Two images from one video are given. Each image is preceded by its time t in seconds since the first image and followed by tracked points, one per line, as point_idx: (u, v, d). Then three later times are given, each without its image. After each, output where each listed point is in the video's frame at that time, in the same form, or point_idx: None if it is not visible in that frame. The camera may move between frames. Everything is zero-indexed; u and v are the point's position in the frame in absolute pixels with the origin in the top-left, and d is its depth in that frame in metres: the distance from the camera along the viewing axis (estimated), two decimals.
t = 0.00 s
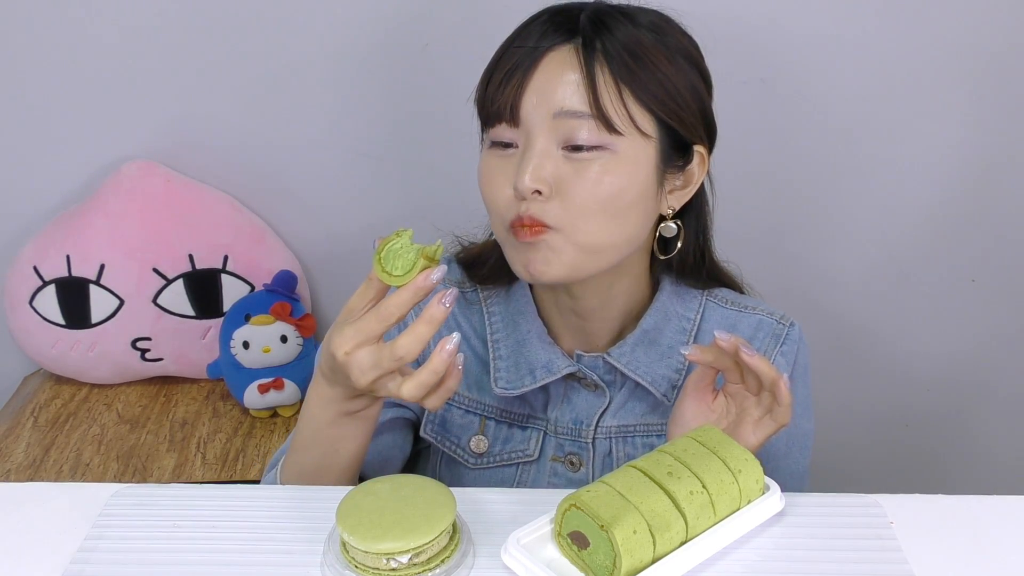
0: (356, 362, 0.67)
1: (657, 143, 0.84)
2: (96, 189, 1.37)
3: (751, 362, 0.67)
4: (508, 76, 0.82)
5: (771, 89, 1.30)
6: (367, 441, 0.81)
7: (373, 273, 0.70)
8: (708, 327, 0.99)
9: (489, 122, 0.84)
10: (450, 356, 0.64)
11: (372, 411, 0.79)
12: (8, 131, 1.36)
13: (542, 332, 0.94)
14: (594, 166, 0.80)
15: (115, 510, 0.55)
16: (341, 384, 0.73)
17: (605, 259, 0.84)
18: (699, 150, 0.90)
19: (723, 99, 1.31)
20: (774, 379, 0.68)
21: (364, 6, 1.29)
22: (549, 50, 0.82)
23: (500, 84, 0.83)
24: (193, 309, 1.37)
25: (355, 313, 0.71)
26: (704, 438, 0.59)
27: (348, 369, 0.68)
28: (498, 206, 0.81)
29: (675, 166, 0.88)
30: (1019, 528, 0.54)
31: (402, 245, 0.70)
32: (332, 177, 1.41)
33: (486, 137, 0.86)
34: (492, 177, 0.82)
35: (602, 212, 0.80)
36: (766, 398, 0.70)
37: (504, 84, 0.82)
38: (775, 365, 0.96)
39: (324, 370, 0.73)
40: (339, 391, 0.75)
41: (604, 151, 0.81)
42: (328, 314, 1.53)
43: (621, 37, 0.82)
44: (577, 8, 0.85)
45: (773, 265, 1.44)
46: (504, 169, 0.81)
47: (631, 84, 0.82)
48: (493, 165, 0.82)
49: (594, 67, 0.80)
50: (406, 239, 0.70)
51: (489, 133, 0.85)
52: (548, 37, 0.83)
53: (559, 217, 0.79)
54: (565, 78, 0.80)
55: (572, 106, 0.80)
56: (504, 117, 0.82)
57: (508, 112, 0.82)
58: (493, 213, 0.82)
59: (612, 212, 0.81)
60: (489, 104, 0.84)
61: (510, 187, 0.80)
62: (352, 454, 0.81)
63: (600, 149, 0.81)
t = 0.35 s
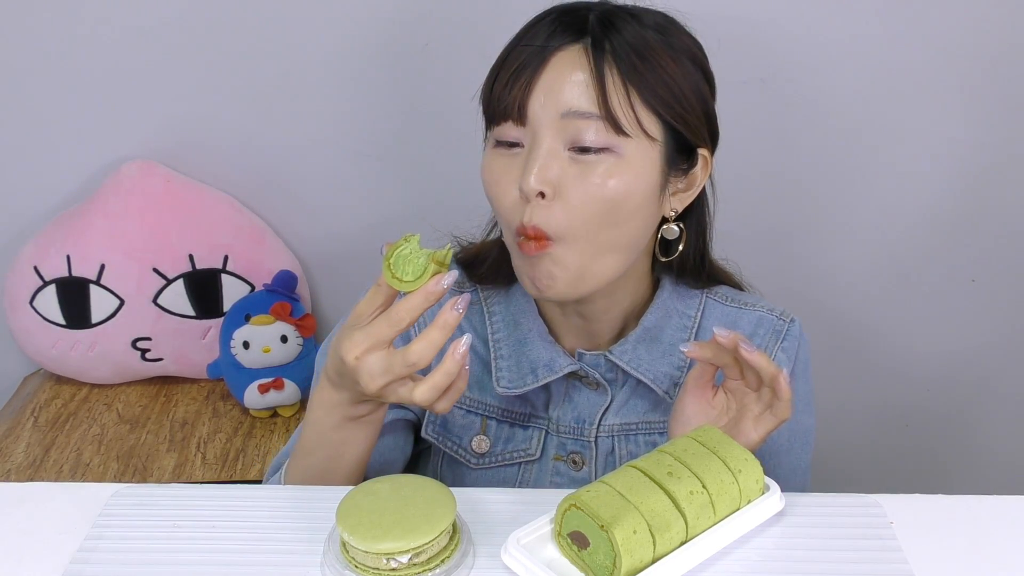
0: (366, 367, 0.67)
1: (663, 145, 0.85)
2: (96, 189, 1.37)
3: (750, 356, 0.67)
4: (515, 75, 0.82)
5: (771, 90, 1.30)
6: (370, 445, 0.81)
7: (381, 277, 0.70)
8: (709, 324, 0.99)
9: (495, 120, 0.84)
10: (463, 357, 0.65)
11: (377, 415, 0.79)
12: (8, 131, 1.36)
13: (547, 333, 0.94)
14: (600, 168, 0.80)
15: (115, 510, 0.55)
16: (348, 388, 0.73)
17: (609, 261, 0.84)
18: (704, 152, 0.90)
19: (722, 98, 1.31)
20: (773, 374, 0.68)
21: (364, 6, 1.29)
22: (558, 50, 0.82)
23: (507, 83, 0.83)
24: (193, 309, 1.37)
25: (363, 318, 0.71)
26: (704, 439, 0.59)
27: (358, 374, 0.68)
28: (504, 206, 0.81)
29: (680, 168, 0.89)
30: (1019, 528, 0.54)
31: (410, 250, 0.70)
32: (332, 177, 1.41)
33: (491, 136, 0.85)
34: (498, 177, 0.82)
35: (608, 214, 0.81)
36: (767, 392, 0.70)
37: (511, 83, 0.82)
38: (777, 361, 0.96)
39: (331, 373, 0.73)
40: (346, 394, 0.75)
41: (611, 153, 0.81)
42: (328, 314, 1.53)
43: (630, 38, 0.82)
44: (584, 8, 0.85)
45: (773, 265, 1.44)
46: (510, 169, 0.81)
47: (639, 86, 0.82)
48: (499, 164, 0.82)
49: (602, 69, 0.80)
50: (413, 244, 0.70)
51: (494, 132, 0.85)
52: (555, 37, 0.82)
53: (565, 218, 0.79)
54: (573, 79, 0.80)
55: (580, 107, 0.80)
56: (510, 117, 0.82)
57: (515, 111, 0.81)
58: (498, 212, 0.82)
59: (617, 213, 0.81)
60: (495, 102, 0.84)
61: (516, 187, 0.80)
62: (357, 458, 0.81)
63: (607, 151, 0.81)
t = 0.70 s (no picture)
0: (368, 367, 0.67)
1: (664, 149, 0.85)
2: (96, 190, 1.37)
3: (740, 355, 0.67)
4: (516, 80, 0.82)
5: (771, 89, 1.30)
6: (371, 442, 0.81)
7: (378, 278, 0.70)
8: (709, 322, 0.99)
9: (495, 124, 0.84)
10: (466, 352, 0.65)
11: (377, 412, 0.79)
12: (8, 131, 1.36)
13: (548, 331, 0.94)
14: (601, 173, 0.80)
15: (115, 509, 0.55)
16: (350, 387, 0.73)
17: (610, 265, 0.84)
18: (705, 154, 0.90)
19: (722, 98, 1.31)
20: (765, 373, 0.68)
21: (364, 6, 1.29)
22: (559, 55, 0.81)
23: (508, 87, 0.82)
24: (193, 309, 1.37)
25: (362, 317, 0.70)
26: (704, 438, 0.59)
27: (360, 373, 0.67)
28: (504, 211, 0.81)
29: (680, 171, 0.89)
30: (1019, 528, 0.54)
31: (406, 249, 0.70)
32: (332, 177, 1.41)
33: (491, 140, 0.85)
34: (499, 182, 0.82)
35: (609, 219, 0.81)
36: (759, 391, 0.70)
37: (512, 87, 0.82)
38: (777, 358, 0.96)
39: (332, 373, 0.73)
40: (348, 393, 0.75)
41: (612, 158, 0.81)
42: (328, 314, 1.53)
43: (631, 42, 0.82)
44: (584, 10, 0.85)
45: (773, 265, 1.44)
46: (511, 174, 0.81)
47: (640, 90, 0.82)
48: (499, 169, 0.82)
49: (603, 74, 0.80)
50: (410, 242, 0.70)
51: (495, 136, 0.85)
52: (556, 41, 0.82)
53: (566, 224, 0.80)
54: (574, 84, 0.80)
55: (581, 113, 0.80)
56: (511, 121, 0.82)
57: (516, 116, 0.81)
58: (499, 217, 0.82)
59: (618, 219, 0.81)
60: (496, 107, 0.83)
61: (517, 192, 0.80)
62: (359, 455, 0.81)
63: (608, 157, 0.81)
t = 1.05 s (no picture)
0: (369, 370, 0.67)
1: (665, 151, 0.85)
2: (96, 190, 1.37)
3: (739, 356, 0.67)
4: (516, 81, 0.82)
5: (771, 89, 1.30)
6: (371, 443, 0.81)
7: (375, 282, 0.69)
8: (708, 322, 0.99)
9: (496, 126, 0.84)
10: (466, 352, 0.65)
11: (378, 413, 0.79)
12: (8, 130, 1.36)
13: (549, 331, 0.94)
14: (601, 175, 0.80)
15: (115, 510, 0.55)
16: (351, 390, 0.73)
17: (610, 267, 0.84)
18: (706, 155, 0.90)
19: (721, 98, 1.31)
20: (764, 373, 0.68)
21: (364, 6, 1.29)
22: (559, 57, 0.81)
23: (508, 89, 0.82)
24: (193, 309, 1.37)
25: (361, 320, 0.70)
26: (704, 438, 0.59)
27: (361, 376, 0.68)
28: (504, 213, 0.81)
29: (680, 173, 0.89)
30: (1019, 528, 0.54)
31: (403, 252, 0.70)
32: (332, 177, 1.41)
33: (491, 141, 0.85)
34: (499, 185, 0.82)
35: (609, 221, 0.81)
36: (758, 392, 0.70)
37: (512, 89, 0.82)
38: (777, 358, 0.96)
39: (333, 376, 0.73)
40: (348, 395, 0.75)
41: (612, 160, 0.81)
42: (328, 314, 1.53)
43: (631, 44, 0.82)
44: (584, 11, 0.85)
45: (773, 265, 1.44)
46: (511, 176, 0.81)
47: (640, 92, 0.82)
48: (500, 171, 0.82)
49: (604, 76, 0.80)
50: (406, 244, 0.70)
51: (495, 137, 0.85)
52: (556, 42, 0.82)
53: (567, 226, 0.80)
54: (574, 87, 0.80)
55: (581, 115, 0.80)
56: (511, 123, 0.82)
57: (516, 118, 0.81)
58: (499, 219, 0.82)
59: (618, 221, 0.81)
60: (496, 108, 0.83)
61: (518, 195, 0.80)
62: (360, 456, 0.81)
63: (608, 159, 0.81)
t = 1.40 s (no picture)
0: (370, 373, 0.67)
1: (664, 153, 0.85)
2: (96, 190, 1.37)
3: (738, 359, 0.67)
4: (515, 83, 0.82)
5: (771, 89, 1.30)
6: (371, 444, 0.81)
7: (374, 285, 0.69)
8: (708, 324, 0.99)
9: (495, 128, 0.84)
10: (466, 354, 0.65)
11: (378, 415, 0.79)
12: (8, 130, 1.36)
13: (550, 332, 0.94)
14: (600, 178, 0.80)
15: (115, 510, 0.55)
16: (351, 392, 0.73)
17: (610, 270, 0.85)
18: (705, 157, 0.90)
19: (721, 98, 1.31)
20: (763, 376, 0.68)
21: (364, 6, 1.29)
22: (557, 59, 0.81)
23: (507, 91, 0.82)
24: (193, 309, 1.37)
25: (361, 322, 0.70)
26: (704, 438, 0.59)
27: (362, 379, 0.67)
28: (503, 216, 0.81)
29: (680, 175, 0.89)
30: (1019, 528, 0.54)
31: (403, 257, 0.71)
32: (332, 177, 1.41)
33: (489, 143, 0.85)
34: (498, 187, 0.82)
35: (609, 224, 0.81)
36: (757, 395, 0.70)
37: (511, 91, 0.82)
38: (777, 359, 0.96)
39: (332, 378, 0.73)
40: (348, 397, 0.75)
41: (611, 163, 0.81)
42: (328, 314, 1.52)
43: (630, 47, 0.82)
44: (583, 12, 0.85)
45: (774, 265, 1.44)
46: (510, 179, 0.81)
47: (639, 95, 0.82)
48: (499, 174, 0.82)
49: (602, 78, 0.80)
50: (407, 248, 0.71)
51: (494, 139, 0.85)
52: (555, 44, 0.82)
53: (566, 229, 0.80)
54: (573, 90, 0.80)
55: (580, 118, 0.79)
56: (510, 126, 0.82)
57: (515, 121, 0.81)
58: (498, 222, 0.82)
59: (618, 223, 0.81)
60: (495, 110, 0.83)
61: (517, 197, 0.80)
62: (360, 457, 0.81)
63: (607, 162, 0.81)
